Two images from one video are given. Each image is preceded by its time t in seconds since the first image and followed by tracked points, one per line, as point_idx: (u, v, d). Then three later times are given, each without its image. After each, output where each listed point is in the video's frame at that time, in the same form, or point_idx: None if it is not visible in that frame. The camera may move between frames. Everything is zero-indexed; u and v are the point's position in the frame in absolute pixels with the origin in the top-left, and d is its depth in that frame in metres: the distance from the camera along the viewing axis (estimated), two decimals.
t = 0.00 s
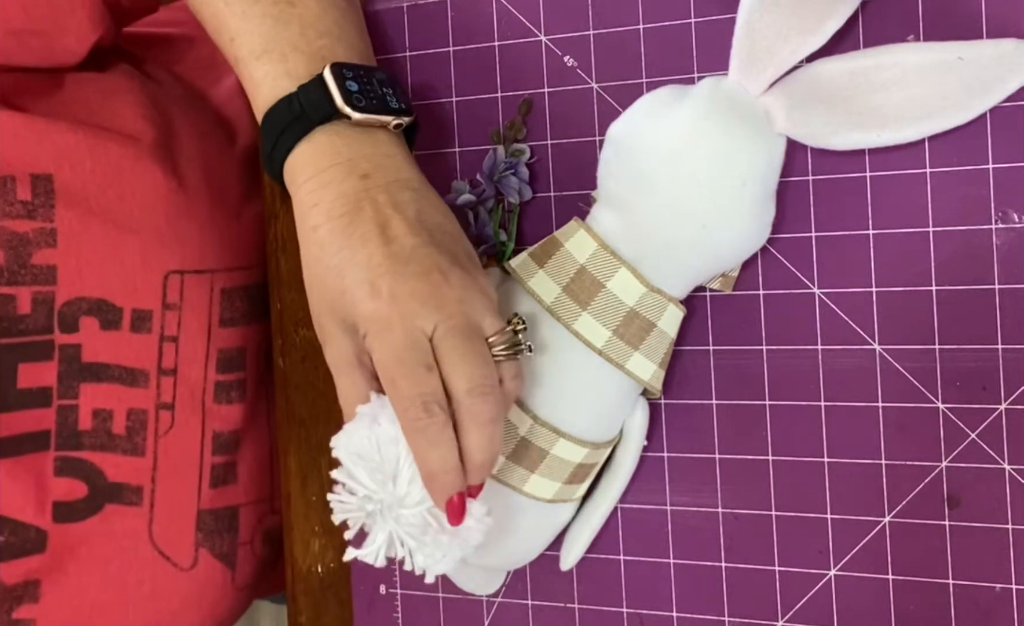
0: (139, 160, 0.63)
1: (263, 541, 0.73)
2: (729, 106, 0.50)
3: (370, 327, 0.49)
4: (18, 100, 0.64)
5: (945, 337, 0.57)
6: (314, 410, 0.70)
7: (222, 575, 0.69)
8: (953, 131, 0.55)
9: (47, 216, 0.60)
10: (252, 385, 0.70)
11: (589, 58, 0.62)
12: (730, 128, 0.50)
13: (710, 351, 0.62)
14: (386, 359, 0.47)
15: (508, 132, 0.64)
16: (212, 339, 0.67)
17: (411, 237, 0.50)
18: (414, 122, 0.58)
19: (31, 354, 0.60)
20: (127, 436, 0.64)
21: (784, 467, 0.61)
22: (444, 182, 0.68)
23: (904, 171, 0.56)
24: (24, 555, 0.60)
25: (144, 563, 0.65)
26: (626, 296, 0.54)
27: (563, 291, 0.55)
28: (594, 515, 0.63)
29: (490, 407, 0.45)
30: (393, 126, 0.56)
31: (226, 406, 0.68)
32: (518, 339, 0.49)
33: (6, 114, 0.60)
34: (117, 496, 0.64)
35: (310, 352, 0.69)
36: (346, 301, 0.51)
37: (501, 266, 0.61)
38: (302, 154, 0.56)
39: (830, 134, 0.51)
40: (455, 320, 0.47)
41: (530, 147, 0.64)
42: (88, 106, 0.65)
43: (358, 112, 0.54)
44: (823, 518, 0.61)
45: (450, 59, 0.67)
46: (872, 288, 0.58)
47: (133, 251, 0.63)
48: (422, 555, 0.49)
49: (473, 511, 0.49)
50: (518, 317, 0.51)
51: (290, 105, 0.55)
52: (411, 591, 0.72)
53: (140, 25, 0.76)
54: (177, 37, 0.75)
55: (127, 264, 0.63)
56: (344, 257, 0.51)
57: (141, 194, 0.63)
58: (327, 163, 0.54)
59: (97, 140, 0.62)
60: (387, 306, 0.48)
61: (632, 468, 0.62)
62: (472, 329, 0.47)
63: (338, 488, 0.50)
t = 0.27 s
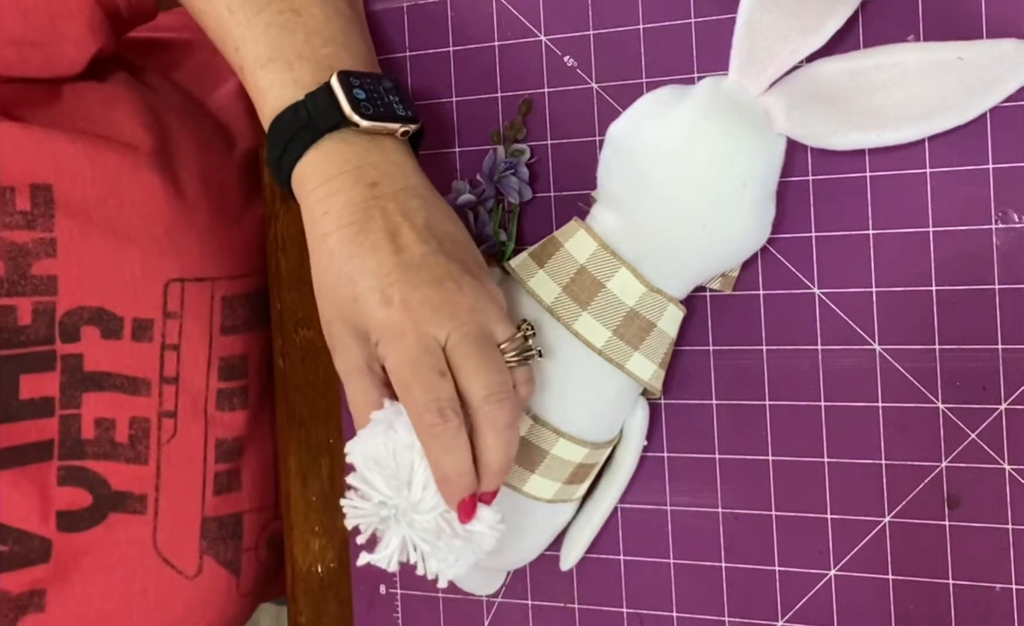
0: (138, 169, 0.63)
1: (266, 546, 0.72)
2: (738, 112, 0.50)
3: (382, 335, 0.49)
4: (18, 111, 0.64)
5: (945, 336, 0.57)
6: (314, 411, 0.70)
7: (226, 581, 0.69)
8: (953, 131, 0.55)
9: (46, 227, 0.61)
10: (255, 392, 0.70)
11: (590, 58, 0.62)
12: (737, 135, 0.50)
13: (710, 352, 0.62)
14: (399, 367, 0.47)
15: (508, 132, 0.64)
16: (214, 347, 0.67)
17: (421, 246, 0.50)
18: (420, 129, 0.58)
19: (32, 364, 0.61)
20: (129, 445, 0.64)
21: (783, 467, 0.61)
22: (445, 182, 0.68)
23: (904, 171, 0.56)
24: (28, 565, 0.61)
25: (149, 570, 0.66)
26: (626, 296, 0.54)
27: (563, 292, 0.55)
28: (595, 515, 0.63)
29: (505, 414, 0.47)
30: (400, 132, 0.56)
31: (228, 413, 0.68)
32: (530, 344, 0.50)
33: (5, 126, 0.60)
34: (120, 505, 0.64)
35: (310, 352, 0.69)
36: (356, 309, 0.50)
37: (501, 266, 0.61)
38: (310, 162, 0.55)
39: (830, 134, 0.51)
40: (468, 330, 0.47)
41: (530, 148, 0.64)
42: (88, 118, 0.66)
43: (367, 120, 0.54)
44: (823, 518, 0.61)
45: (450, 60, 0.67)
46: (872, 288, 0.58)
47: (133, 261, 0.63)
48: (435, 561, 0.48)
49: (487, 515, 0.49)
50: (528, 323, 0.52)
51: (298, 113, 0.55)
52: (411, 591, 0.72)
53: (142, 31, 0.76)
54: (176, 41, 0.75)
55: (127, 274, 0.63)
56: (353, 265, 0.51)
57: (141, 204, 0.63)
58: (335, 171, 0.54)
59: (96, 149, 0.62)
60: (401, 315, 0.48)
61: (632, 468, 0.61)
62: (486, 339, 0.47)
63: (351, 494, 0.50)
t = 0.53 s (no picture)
0: (139, 172, 0.63)
1: (267, 547, 0.73)
2: (743, 116, 0.50)
3: (389, 336, 0.48)
4: (19, 114, 0.65)
5: (945, 337, 0.57)
6: (314, 411, 0.70)
7: (228, 582, 0.69)
8: (953, 131, 0.55)
9: (48, 231, 0.61)
10: (255, 394, 0.70)
11: (590, 58, 0.62)
12: (743, 138, 0.50)
13: (710, 352, 0.62)
14: (406, 368, 0.47)
15: (508, 132, 0.64)
16: (215, 350, 0.67)
17: (428, 247, 0.50)
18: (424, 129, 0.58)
19: (33, 368, 0.61)
20: (131, 448, 0.64)
21: (783, 467, 0.61)
22: (444, 182, 0.68)
23: (904, 171, 0.56)
24: (31, 566, 0.61)
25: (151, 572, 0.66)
26: (626, 296, 0.54)
27: (563, 292, 0.55)
28: (595, 514, 0.63)
29: (513, 415, 0.47)
30: (405, 132, 0.56)
31: (230, 416, 0.68)
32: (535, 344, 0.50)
33: (6, 130, 0.60)
34: (122, 507, 0.64)
35: (310, 353, 0.69)
36: (363, 310, 0.50)
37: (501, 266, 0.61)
38: (315, 163, 0.55)
39: (830, 134, 0.51)
40: (476, 332, 0.47)
41: (530, 148, 0.64)
42: (87, 122, 0.66)
43: (372, 121, 0.54)
44: (823, 518, 0.61)
45: (450, 59, 0.67)
46: (872, 288, 0.58)
47: (134, 264, 0.63)
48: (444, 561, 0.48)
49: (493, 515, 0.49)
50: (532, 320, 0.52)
51: (302, 112, 0.54)
52: (411, 591, 0.72)
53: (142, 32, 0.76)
54: (177, 42, 0.75)
55: (128, 277, 0.63)
56: (359, 266, 0.50)
57: (142, 207, 0.63)
58: (341, 171, 0.54)
59: (97, 151, 0.62)
60: (408, 316, 0.48)
61: (632, 468, 0.61)
62: (493, 340, 0.48)
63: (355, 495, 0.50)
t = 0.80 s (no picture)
0: (140, 172, 0.64)
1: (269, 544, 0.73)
2: (744, 115, 0.50)
3: (388, 325, 0.48)
4: (20, 113, 0.65)
5: (945, 337, 0.57)
6: (314, 411, 0.70)
7: (232, 580, 0.70)
8: (953, 131, 0.55)
9: (49, 231, 0.61)
10: (259, 392, 0.70)
11: (590, 58, 0.62)
12: (742, 136, 0.50)
13: (710, 352, 0.62)
14: (404, 356, 0.47)
15: (508, 132, 0.64)
16: (218, 349, 0.67)
17: (426, 235, 0.51)
18: (421, 119, 0.58)
19: (36, 368, 0.61)
20: (135, 448, 0.65)
21: (783, 467, 0.61)
22: (444, 182, 0.68)
23: (904, 172, 0.57)
24: (35, 561, 0.62)
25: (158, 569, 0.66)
26: (627, 296, 0.54)
27: (563, 292, 0.55)
28: (595, 515, 0.63)
29: (513, 404, 0.47)
30: (401, 123, 0.56)
31: (233, 414, 0.68)
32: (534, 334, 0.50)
33: (7, 130, 0.61)
34: (127, 506, 0.65)
35: (310, 352, 0.69)
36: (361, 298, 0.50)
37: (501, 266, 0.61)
38: (312, 152, 0.55)
39: (830, 134, 0.51)
40: (476, 321, 0.47)
41: (530, 147, 0.64)
42: (86, 121, 0.66)
43: (369, 110, 0.54)
44: (823, 518, 0.61)
45: (450, 59, 0.67)
46: (872, 288, 0.58)
47: (136, 263, 0.63)
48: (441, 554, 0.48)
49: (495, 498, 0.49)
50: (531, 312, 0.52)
51: (299, 102, 0.55)
52: (411, 591, 0.72)
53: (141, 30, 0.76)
54: (177, 41, 0.75)
55: (130, 276, 0.63)
56: (357, 254, 0.51)
57: (144, 207, 0.64)
58: (337, 160, 0.54)
59: (98, 152, 0.63)
60: (406, 304, 0.48)
61: (632, 468, 0.61)
62: (493, 329, 0.48)
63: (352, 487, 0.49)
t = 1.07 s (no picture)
0: (148, 180, 0.59)
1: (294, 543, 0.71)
2: (743, 115, 0.50)
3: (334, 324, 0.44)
4: (24, 119, 0.61)
5: (945, 337, 0.57)
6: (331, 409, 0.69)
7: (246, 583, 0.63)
8: (953, 131, 0.55)
9: (55, 240, 0.57)
10: (265, 397, 0.64)
11: (590, 59, 0.62)
12: (740, 134, 0.50)
13: (710, 352, 0.62)
14: (347, 360, 0.44)
15: (507, 132, 0.64)
16: (224, 352, 0.61)
17: (379, 242, 0.47)
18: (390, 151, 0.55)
19: (42, 378, 0.57)
20: (143, 459, 0.59)
21: (783, 467, 0.61)
22: (445, 182, 0.68)
23: (904, 171, 0.57)
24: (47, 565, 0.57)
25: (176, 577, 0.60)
26: (627, 296, 0.54)
27: (564, 292, 0.55)
28: (595, 515, 0.62)
29: (453, 410, 0.43)
30: (372, 152, 0.53)
31: (238, 419, 0.62)
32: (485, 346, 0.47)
33: (9, 137, 0.57)
34: (136, 518, 0.59)
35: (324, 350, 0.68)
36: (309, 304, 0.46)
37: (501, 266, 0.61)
38: (275, 170, 0.51)
39: (830, 134, 0.51)
40: (423, 326, 0.44)
41: (530, 147, 0.64)
42: (95, 128, 0.62)
43: (341, 135, 0.51)
44: (823, 518, 0.61)
45: (450, 60, 0.67)
46: (872, 288, 0.58)
47: (142, 266, 0.58)
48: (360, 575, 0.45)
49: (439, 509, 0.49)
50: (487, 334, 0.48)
51: (270, 118, 0.51)
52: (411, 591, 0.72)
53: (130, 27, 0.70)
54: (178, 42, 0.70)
55: (137, 281, 0.58)
56: (306, 261, 0.47)
57: (148, 213, 0.59)
58: (297, 178, 0.50)
59: (105, 160, 0.58)
60: (352, 307, 0.44)
61: (632, 468, 0.61)
62: (441, 337, 0.44)
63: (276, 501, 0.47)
